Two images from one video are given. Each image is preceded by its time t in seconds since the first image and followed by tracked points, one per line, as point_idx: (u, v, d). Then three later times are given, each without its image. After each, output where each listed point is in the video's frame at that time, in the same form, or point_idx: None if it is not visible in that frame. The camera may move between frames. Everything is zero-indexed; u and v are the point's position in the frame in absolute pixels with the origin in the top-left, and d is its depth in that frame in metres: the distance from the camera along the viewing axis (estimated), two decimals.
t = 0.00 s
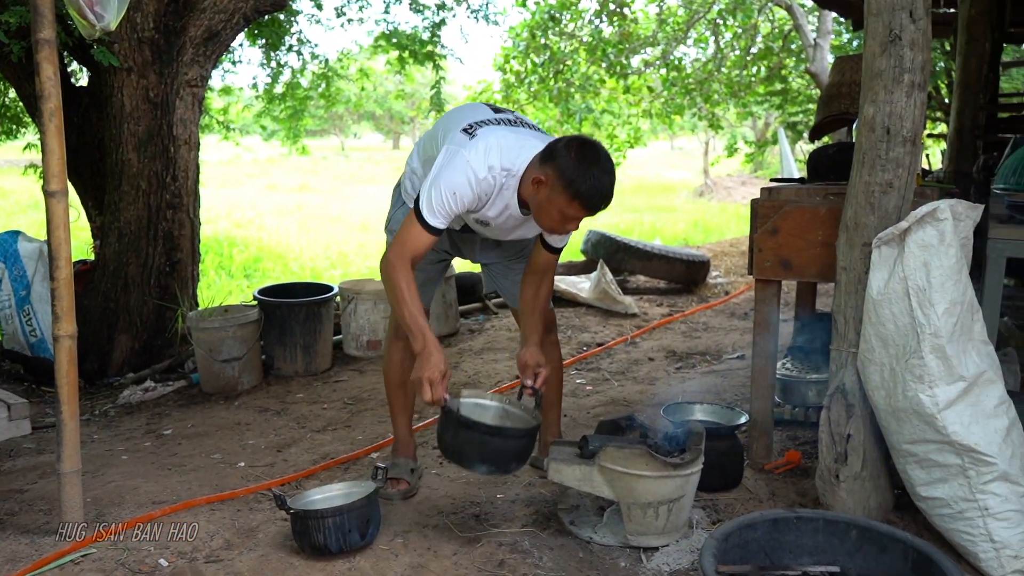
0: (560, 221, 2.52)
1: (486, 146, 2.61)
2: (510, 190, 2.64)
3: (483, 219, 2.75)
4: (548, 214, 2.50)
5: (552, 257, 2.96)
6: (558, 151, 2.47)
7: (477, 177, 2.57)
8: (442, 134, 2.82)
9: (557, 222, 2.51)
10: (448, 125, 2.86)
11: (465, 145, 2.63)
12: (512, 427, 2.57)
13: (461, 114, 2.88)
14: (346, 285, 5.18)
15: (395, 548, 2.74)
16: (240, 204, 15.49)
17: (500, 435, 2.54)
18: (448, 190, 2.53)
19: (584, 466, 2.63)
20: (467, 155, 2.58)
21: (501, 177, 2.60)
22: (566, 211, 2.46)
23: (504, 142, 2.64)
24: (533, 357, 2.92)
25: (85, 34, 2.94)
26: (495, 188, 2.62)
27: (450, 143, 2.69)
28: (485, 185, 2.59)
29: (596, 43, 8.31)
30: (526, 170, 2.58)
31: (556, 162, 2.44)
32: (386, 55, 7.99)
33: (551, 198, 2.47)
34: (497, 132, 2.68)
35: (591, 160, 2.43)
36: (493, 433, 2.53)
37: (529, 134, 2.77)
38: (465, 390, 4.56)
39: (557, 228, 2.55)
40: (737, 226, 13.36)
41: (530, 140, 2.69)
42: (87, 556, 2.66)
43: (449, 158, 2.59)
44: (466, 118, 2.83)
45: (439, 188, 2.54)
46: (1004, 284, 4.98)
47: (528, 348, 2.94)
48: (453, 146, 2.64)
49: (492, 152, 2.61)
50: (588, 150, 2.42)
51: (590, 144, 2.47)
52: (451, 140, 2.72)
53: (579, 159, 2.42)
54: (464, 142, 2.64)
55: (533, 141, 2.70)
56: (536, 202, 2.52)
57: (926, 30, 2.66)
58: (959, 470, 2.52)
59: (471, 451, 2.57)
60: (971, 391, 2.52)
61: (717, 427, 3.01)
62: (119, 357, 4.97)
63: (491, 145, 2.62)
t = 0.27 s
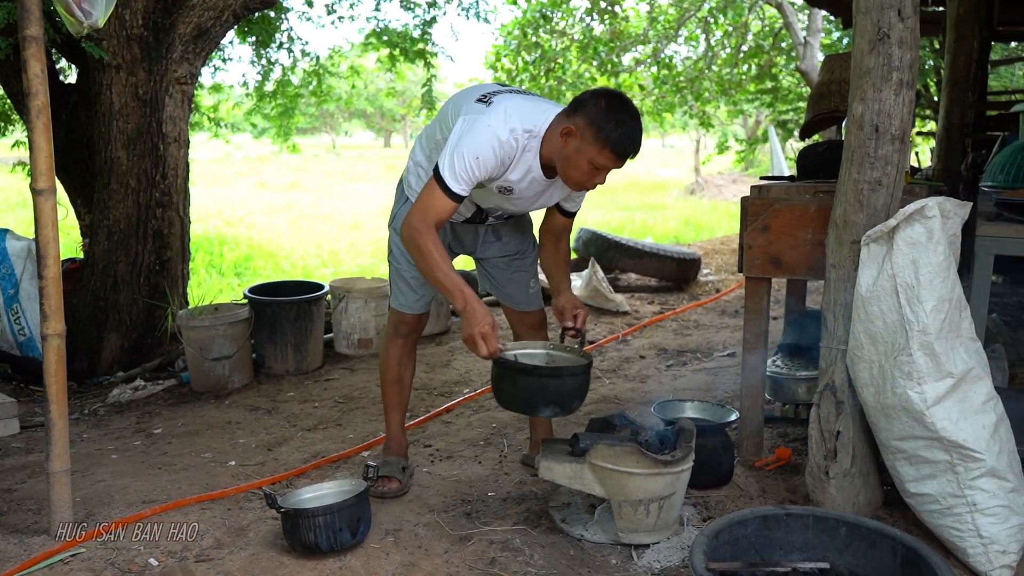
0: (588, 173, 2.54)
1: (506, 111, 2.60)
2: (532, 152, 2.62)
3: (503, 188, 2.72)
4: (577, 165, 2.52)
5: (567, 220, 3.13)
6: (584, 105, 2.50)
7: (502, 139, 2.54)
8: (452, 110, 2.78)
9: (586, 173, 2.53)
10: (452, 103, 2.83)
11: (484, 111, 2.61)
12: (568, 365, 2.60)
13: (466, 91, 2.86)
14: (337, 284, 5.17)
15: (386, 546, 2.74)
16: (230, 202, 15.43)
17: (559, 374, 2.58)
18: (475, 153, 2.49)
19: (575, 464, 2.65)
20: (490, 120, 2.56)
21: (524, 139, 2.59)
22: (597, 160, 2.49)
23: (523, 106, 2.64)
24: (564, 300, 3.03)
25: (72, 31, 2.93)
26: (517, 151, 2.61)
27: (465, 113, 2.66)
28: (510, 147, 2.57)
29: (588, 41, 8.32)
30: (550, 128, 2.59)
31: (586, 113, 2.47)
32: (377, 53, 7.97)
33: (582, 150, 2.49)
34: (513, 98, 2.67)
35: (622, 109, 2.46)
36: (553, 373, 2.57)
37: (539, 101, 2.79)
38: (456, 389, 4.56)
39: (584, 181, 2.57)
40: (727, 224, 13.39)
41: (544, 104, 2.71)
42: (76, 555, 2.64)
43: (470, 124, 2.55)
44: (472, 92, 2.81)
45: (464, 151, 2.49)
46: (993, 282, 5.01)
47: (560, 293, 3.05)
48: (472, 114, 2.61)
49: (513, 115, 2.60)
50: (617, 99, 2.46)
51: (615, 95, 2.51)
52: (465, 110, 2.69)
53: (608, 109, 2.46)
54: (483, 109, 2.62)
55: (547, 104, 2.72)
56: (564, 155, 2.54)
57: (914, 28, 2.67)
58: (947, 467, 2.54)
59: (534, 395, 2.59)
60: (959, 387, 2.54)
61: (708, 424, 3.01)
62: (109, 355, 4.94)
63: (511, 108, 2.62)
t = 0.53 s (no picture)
0: (610, 169, 2.55)
1: (527, 111, 2.62)
2: (554, 151, 2.63)
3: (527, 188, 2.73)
4: (599, 162, 2.53)
5: (590, 219, 3.11)
6: (605, 102, 2.50)
7: (527, 140, 2.55)
8: (467, 113, 2.79)
9: (608, 169, 2.54)
10: (467, 106, 2.83)
11: (505, 113, 2.62)
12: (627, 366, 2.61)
13: (479, 93, 2.87)
14: (336, 286, 5.17)
15: (386, 549, 2.74)
16: (229, 206, 15.43)
17: (622, 377, 2.59)
18: (503, 156, 2.49)
19: (574, 466, 2.63)
20: (512, 122, 2.57)
21: (547, 138, 2.60)
22: (619, 156, 2.50)
23: (542, 105, 2.65)
24: (608, 307, 2.98)
25: (69, 35, 2.94)
26: (540, 151, 2.62)
27: (485, 117, 2.67)
28: (534, 148, 2.58)
29: (585, 43, 8.35)
30: (571, 126, 2.60)
31: (607, 109, 2.48)
32: (374, 56, 7.98)
33: (604, 146, 2.50)
34: (531, 99, 2.68)
35: (643, 105, 2.47)
36: (618, 376, 2.57)
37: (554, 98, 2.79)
38: (455, 391, 4.56)
39: (605, 177, 2.58)
40: (725, 225, 13.40)
41: (561, 101, 2.71)
42: (74, 560, 2.64)
43: (493, 127, 2.56)
44: (486, 95, 2.81)
45: (493, 155, 2.49)
46: (990, 282, 5.02)
47: (602, 300, 3.00)
48: (492, 117, 2.62)
49: (534, 115, 2.61)
50: (638, 95, 2.47)
51: (634, 90, 2.52)
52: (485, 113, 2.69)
53: (629, 104, 2.46)
54: (503, 111, 2.62)
55: (564, 101, 2.72)
56: (586, 152, 2.55)
57: (910, 30, 2.67)
58: (946, 467, 2.54)
59: (603, 402, 2.60)
60: (957, 388, 2.54)
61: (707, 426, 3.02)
62: (107, 359, 4.93)
63: (531, 109, 2.63)
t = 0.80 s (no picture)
0: (623, 178, 2.57)
1: (545, 117, 2.62)
2: (570, 159, 2.64)
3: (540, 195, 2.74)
4: (613, 170, 2.55)
5: (609, 228, 3.09)
6: (623, 111, 2.52)
7: (547, 147, 2.55)
8: (480, 118, 2.78)
9: (623, 179, 2.56)
10: (479, 111, 2.82)
11: (523, 120, 2.62)
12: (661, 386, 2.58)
13: (491, 98, 2.86)
14: (334, 289, 5.17)
15: (386, 552, 2.74)
16: (227, 209, 15.44)
17: (657, 397, 2.55)
18: (524, 163, 2.49)
19: (573, 468, 2.63)
20: (532, 129, 2.57)
21: (564, 146, 2.61)
22: (633, 166, 2.51)
23: (558, 113, 2.66)
24: (637, 327, 2.93)
25: (67, 40, 2.94)
26: (558, 158, 2.62)
27: (501, 123, 2.67)
28: (552, 156, 2.59)
29: (583, 45, 8.36)
30: (587, 134, 2.61)
31: (624, 119, 2.49)
32: (372, 59, 7.98)
33: (619, 155, 2.51)
34: (546, 107, 2.69)
35: (659, 115, 2.49)
36: (651, 394, 2.55)
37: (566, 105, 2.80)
38: (454, 393, 4.56)
39: (618, 185, 2.60)
40: (723, 226, 13.42)
41: (575, 109, 2.72)
42: (74, 564, 2.64)
43: (513, 133, 2.56)
44: (499, 100, 2.81)
45: (514, 163, 2.49)
46: (989, 281, 5.02)
47: (632, 321, 2.96)
48: (510, 124, 2.62)
49: (551, 123, 2.61)
50: (655, 107, 2.48)
51: (650, 101, 2.54)
52: (501, 119, 2.69)
53: (647, 114, 2.48)
54: (521, 118, 2.63)
55: (577, 109, 2.73)
56: (600, 160, 2.56)
57: (907, 30, 2.68)
58: (944, 467, 2.54)
59: (636, 423, 2.56)
60: (955, 387, 2.54)
61: (706, 428, 3.02)
62: (106, 364, 4.93)
63: (549, 115, 2.63)
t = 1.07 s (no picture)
0: (629, 182, 2.58)
1: (553, 120, 2.63)
2: (577, 162, 2.65)
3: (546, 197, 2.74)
4: (620, 175, 2.56)
5: (611, 232, 3.10)
6: (631, 115, 2.53)
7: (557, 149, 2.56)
8: (486, 119, 2.79)
9: (629, 183, 2.57)
10: (485, 111, 2.83)
11: (532, 121, 2.62)
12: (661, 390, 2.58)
13: (498, 99, 2.87)
14: (332, 292, 5.17)
15: (384, 554, 2.74)
16: (224, 212, 15.43)
17: (656, 401, 2.55)
18: (532, 164, 2.50)
19: (571, 470, 2.63)
20: (541, 131, 2.57)
21: (572, 149, 2.62)
22: (640, 170, 2.53)
23: (566, 115, 2.66)
24: (640, 331, 2.93)
25: (65, 43, 2.94)
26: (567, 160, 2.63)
27: (509, 124, 2.67)
28: (560, 158, 2.60)
29: (580, 47, 8.38)
30: (595, 136, 2.62)
31: (633, 124, 2.50)
32: (370, 61, 7.99)
33: (625, 159, 2.53)
34: (553, 109, 2.70)
35: (668, 122, 2.49)
36: (651, 399, 2.54)
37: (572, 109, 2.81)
38: (452, 395, 4.56)
39: (623, 189, 2.61)
40: (721, 227, 13.43)
41: (582, 113, 2.73)
42: (72, 568, 2.64)
43: (521, 135, 2.56)
44: (506, 102, 2.81)
45: (524, 164, 2.50)
46: (986, 282, 5.03)
47: (635, 324, 2.95)
48: (518, 125, 2.62)
49: (560, 125, 2.62)
50: (663, 111, 2.50)
51: (658, 105, 2.55)
52: (509, 120, 2.69)
53: (655, 118, 2.49)
54: (529, 119, 2.63)
55: (584, 112, 2.74)
56: (607, 164, 2.57)
57: (902, 32, 2.69)
58: (942, 467, 2.55)
59: (633, 425, 2.56)
60: (953, 387, 2.55)
61: (704, 429, 3.02)
62: (103, 367, 4.93)
63: (556, 118, 2.64)
